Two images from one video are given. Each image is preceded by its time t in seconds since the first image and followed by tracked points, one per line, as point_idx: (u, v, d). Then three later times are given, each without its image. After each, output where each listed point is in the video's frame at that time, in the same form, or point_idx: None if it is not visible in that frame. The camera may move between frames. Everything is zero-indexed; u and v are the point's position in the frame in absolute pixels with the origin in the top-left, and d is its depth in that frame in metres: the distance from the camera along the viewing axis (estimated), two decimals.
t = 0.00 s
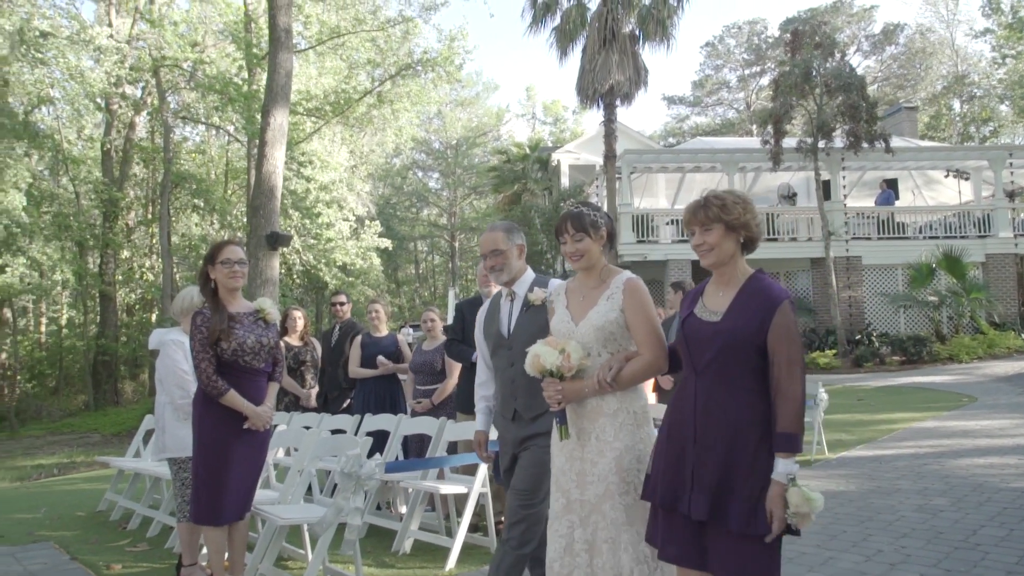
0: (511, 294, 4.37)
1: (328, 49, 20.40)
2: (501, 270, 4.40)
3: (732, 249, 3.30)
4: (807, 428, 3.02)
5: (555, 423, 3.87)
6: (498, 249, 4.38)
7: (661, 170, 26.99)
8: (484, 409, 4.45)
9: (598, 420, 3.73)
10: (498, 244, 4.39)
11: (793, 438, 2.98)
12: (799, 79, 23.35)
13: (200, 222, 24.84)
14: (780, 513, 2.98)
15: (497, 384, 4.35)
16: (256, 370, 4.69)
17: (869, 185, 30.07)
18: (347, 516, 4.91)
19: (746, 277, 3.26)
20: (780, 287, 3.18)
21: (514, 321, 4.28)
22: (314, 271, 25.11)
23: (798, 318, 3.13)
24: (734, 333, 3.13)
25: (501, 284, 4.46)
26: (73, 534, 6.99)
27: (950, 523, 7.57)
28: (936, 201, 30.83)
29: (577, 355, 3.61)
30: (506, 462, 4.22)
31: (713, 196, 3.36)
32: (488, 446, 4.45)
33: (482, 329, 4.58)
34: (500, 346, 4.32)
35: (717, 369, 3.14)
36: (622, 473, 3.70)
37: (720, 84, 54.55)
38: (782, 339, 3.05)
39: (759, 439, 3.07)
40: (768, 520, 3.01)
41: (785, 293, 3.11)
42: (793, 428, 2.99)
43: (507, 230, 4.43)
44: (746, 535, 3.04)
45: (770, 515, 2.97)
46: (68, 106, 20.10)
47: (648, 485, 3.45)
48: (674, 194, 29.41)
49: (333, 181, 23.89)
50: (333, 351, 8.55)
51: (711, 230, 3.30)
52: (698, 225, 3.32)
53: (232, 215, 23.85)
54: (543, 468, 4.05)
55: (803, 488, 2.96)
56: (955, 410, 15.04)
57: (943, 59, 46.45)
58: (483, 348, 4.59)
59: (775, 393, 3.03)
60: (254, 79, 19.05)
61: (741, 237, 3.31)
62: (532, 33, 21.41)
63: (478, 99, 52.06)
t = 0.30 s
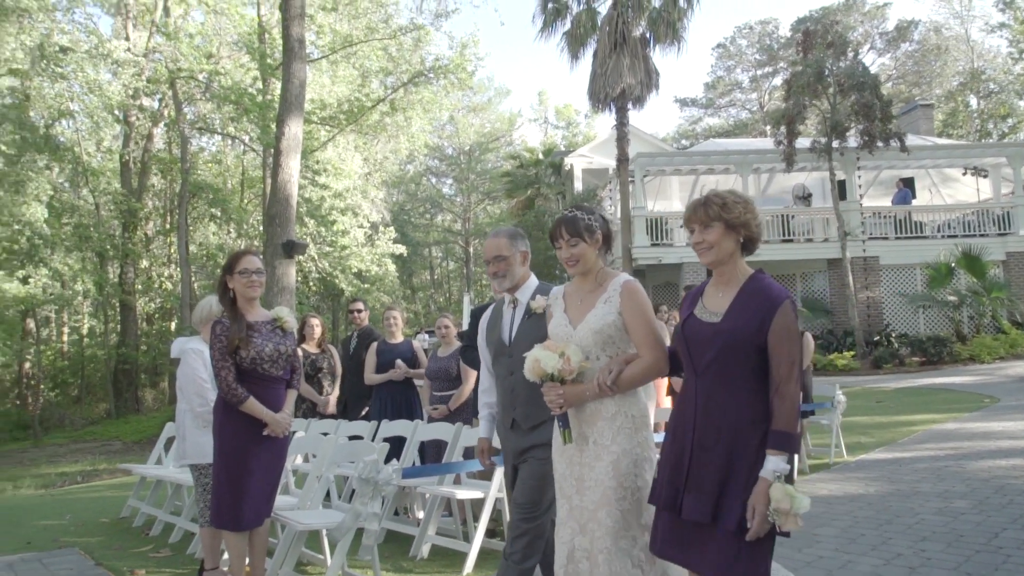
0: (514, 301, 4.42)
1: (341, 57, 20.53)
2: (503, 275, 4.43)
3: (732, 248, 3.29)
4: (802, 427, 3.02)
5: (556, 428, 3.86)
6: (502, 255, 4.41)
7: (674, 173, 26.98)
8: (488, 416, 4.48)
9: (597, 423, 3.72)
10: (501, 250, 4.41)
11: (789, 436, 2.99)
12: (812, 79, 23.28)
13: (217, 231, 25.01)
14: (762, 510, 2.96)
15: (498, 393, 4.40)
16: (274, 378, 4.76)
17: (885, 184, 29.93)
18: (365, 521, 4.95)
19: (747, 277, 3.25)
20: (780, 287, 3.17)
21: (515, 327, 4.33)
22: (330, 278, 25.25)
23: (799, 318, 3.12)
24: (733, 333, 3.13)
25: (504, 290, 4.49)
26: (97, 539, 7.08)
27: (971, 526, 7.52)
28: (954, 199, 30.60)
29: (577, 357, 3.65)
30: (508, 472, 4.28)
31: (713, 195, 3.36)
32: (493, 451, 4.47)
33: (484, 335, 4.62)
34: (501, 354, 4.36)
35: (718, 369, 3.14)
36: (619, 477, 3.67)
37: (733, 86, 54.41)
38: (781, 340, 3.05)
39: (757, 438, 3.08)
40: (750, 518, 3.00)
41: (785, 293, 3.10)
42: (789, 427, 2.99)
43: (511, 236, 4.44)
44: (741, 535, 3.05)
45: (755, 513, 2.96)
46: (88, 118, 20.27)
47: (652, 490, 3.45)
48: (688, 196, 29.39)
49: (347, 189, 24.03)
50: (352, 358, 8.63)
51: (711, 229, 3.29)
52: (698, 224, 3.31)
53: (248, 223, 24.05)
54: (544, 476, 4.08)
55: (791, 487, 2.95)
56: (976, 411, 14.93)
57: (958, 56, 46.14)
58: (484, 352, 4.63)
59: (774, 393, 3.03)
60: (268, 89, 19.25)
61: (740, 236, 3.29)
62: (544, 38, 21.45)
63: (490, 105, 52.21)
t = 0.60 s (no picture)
0: (519, 304, 4.43)
1: (360, 66, 20.73)
2: (510, 279, 4.45)
3: (735, 253, 3.30)
4: (806, 433, 3.00)
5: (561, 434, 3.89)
6: (509, 258, 4.44)
7: (692, 178, 26.95)
8: (489, 419, 4.55)
9: (602, 429, 3.75)
10: (509, 252, 4.46)
11: (792, 443, 2.97)
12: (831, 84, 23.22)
13: (238, 238, 25.19)
14: (762, 516, 2.94)
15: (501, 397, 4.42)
16: (294, 384, 4.83)
17: (906, 190, 29.75)
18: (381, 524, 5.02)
19: (749, 283, 3.26)
20: (783, 292, 3.17)
21: (520, 332, 4.35)
22: (349, 284, 25.42)
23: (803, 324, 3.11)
24: (736, 339, 3.14)
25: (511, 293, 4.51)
26: (121, 543, 7.18)
27: (991, 535, 7.48)
28: (976, 204, 30.34)
29: (580, 363, 3.67)
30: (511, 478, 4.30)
31: (717, 200, 3.38)
32: (492, 457, 4.52)
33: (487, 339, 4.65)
34: (505, 357, 4.40)
35: (721, 375, 3.14)
36: (619, 482, 3.68)
37: (751, 91, 54.27)
38: (782, 345, 3.05)
39: (762, 444, 3.07)
40: (749, 524, 2.98)
41: (788, 299, 3.11)
42: (791, 433, 2.98)
43: (520, 239, 4.48)
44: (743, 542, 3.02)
45: (756, 520, 2.95)
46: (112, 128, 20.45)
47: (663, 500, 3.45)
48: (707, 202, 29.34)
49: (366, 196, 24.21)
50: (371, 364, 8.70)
51: (714, 232, 3.30)
52: (701, 228, 3.33)
53: (269, 230, 24.28)
54: (547, 482, 4.09)
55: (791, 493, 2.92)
56: (998, 419, 14.81)
57: (979, 59, 45.78)
58: (487, 357, 4.66)
59: (777, 398, 3.03)
60: (288, 97, 19.48)
61: (743, 241, 3.30)
62: (561, 44, 21.52)
63: (508, 111, 52.36)
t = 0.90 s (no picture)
0: (513, 302, 4.37)
1: (367, 68, 20.79)
2: (506, 275, 4.40)
3: (723, 258, 3.31)
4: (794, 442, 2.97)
5: (551, 435, 3.89)
6: (506, 255, 4.38)
7: (697, 183, 26.99)
8: (475, 415, 4.47)
9: (594, 430, 3.77)
10: (506, 249, 4.38)
11: (781, 451, 2.94)
12: (837, 90, 23.25)
13: (243, 239, 25.28)
14: (767, 531, 2.91)
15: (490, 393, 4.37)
16: (299, 384, 4.87)
17: (912, 196, 29.75)
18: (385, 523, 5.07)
19: (736, 288, 3.27)
20: (771, 298, 3.16)
21: (513, 328, 4.28)
22: (353, 285, 25.45)
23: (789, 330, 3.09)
24: (722, 344, 3.13)
25: (505, 291, 4.46)
26: (126, 540, 7.23)
27: (991, 541, 7.49)
28: (983, 212, 30.29)
29: (571, 365, 3.68)
30: (497, 478, 4.21)
31: (707, 205, 3.40)
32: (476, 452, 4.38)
33: (478, 336, 4.59)
34: (495, 355, 4.32)
35: (707, 379, 3.13)
36: (607, 482, 3.71)
37: (758, 96, 54.27)
38: (767, 351, 3.03)
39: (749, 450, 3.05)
40: (753, 539, 2.95)
41: (774, 304, 3.09)
42: (778, 441, 2.96)
43: (517, 237, 4.42)
44: (730, 548, 3.00)
45: (758, 534, 2.91)
46: (120, 128, 20.49)
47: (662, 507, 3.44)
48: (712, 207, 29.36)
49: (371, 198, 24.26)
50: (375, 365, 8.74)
51: (704, 236, 3.33)
52: (691, 231, 3.35)
53: (274, 232, 24.37)
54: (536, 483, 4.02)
55: (793, 504, 2.88)
56: (1001, 427, 14.80)
57: (988, 66, 45.68)
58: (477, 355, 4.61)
59: (763, 405, 3.01)
60: (295, 98, 19.57)
61: (732, 246, 3.32)
62: (567, 48, 21.54)
63: (513, 115, 52.45)
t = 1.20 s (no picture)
0: (513, 299, 4.41)
1: (377, 71, 20.90)
2: (507, 270, 4.45)
3: (716, 259, 3.32)
4: (790, 447, 2.99)
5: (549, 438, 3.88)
6: (508, 250, 4.43)
7: (707, 184, 27.00)
8: (471, 413, 4.48)
9: (587, 432, 3.76)
10: (509, 244, 4.44)
11: (778, 458, 2.96)
12: (847, 90, 23.20)
13: (255, 241, 25.45)
14: (775, 539, 2.92)
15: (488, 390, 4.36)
16: (312, 383, 4.94)
17: (923, 197, 29.67)
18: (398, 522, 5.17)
19: (729, 290, 3.28)
20: (763, 301, 3.17)
21: (513, 327, 4.32)
22: (364, 286, 25.57)
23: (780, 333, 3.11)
24: (713, 348, 3.13)
25: (506, 286, 4.50)
26: (141, 538, 7.32)
27: (1001, 542, 7.50)
28: (995, 212, 30.16)
29: (566, 366, 3.67)
30: (493, 477, 4.19)
31: (704, 206, 3.40)
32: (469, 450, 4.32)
33: (477, 334, 4.62)
34: (496, 352, 4.34)
35: (697, 383, 3.14)
36: (599, 487, 3.70)
37: (768, 96, 54.17)
38: (759, 355, 3.04)
39: (740, 455, 3.06)
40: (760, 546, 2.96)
41: (767, 309, 3.11)
42: (773, 447, 2.97)
43: (522, 233, 4.48)
44: (722, 553, 3.01)
45: (762, 542, 2.92)
46: (133, 131, 20.68)
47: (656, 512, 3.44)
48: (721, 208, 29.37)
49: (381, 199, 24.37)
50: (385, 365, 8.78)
51: (698, 237, 3.33)
52: (686, 231, 3.36)
53: (285, 233, 24.54)
54: (532, 484, 4.01)
55: (799, 510, 2.93)
56: (1013, 429, 14.76)
57: (1000, 65, 45.43)
58: (475, 354, 4.61)
59: (757, 409, 3.01)
60: (306, 101, 19.74)
61: (726, 248, 3.32)
62: (576, 50, 21.60)
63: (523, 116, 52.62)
